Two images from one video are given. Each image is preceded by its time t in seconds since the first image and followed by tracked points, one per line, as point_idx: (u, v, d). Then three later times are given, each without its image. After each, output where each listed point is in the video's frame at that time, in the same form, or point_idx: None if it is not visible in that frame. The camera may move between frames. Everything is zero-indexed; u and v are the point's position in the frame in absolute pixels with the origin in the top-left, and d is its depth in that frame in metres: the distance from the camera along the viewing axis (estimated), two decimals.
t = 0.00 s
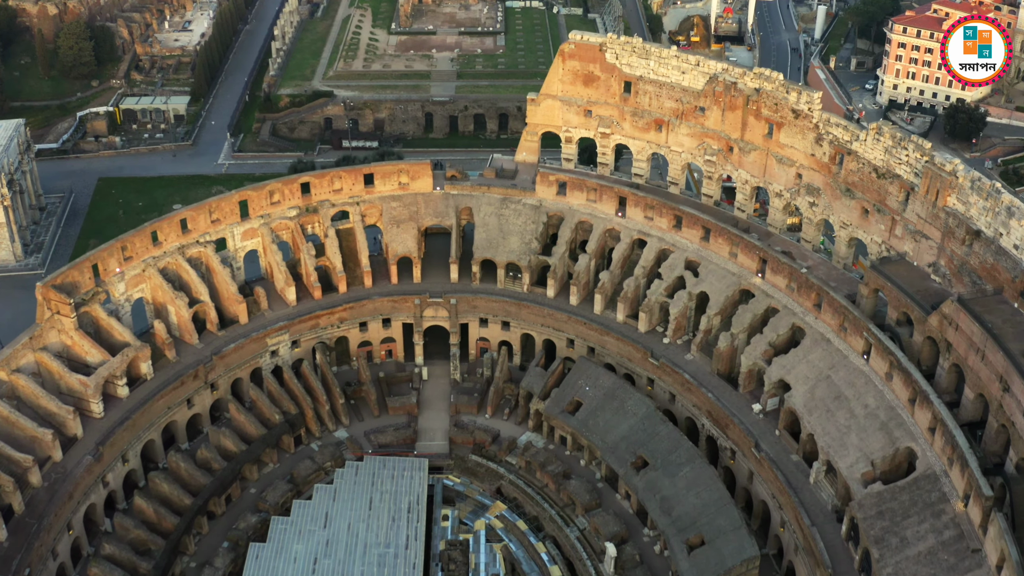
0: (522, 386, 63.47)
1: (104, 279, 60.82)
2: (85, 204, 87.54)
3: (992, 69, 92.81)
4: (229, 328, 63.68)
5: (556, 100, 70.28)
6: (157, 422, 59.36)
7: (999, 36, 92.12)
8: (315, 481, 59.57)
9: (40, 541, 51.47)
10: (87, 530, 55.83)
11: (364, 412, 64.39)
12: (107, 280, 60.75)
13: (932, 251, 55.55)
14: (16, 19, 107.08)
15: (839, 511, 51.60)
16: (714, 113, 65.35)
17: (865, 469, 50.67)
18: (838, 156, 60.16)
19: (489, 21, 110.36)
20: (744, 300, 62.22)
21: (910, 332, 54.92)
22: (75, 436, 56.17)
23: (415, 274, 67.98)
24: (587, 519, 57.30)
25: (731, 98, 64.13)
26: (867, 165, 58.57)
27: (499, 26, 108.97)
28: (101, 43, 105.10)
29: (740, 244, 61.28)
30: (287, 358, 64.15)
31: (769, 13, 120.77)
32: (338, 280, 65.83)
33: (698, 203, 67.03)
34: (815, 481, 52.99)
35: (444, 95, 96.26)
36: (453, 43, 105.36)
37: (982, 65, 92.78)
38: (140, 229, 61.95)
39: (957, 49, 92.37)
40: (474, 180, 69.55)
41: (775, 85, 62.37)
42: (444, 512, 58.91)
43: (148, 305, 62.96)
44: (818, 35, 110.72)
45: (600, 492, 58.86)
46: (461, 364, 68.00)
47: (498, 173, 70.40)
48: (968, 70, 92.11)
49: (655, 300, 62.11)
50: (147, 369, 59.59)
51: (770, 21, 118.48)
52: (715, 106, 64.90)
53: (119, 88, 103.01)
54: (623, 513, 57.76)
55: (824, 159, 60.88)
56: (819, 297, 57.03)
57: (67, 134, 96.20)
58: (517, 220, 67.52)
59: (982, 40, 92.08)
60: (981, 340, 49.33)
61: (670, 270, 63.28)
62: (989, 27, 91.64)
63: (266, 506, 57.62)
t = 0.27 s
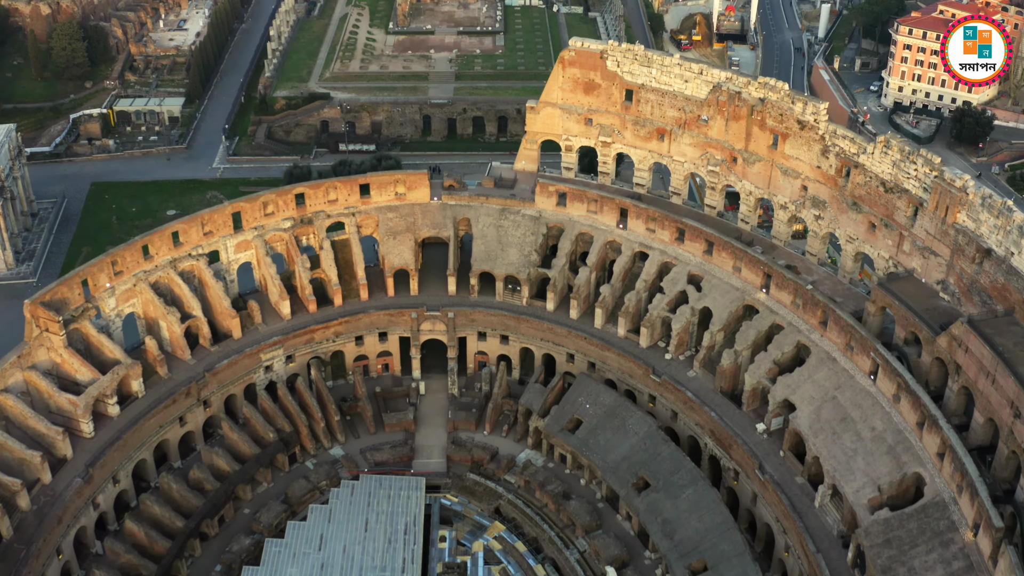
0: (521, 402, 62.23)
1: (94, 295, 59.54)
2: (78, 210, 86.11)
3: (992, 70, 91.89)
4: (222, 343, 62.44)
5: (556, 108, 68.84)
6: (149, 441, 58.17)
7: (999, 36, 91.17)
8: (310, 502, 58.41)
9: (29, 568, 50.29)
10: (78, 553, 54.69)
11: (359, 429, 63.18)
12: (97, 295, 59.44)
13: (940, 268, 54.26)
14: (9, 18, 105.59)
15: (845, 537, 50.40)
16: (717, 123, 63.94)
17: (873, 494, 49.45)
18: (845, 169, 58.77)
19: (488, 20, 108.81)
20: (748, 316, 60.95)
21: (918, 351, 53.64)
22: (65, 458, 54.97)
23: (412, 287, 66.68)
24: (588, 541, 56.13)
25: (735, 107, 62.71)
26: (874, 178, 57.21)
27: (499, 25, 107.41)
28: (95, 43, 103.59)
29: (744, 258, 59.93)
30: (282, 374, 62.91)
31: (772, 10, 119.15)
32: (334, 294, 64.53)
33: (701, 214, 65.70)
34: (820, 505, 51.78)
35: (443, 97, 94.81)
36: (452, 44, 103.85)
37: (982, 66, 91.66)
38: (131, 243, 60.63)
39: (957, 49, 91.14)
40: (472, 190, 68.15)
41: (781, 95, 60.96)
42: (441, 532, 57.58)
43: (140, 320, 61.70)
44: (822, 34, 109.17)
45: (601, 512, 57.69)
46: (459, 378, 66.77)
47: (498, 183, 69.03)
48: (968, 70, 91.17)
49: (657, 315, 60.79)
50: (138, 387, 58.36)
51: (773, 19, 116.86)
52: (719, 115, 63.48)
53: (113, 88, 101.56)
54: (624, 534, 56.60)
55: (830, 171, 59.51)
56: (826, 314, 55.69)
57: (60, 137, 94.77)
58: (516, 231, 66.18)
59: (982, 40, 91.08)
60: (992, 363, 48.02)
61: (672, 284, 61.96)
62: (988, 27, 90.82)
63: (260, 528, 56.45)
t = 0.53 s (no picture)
0: (519, 419, 61.01)
1: (83, 311, 58.29)
2: (70, 216, 84.61)
3: (993, 70, 89.97)
4: (214, 359, 61.21)
5: (556, 117, 67.45)
6: (140, 461, 56.98)
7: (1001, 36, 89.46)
8: (305, 522, 57.26)
9: None
10: None
11: (355, 446, 61.97)
12: (86, 312, 58.19)
13: (949, 286, 52.98)
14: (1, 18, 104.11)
15: (851, 563, 49.24)
16: (720, 133, 62.55)
17: (880, 521, 48.26)
18: (851, 182, 57.43)
19: (487, 19, 107.36)
20: (751, 332, 59.68)
21: (926, 372, 52.40)
22: (54, 480, 53.78)
23: (408, 300, 65.40)
24: (587, 564, 54.99)
25: (739, 118, 61.32)
26: (881, 193, 55.88)
27: (497, 25, 105.96)
28: (87, 44, 102.13)
29: (748, 273, 58.64)
30: (276, 390, 61.71)
31: (775, 8, 117.65)
32: (329, 307, 63.27)
33: (703, 225, 64.38)
34: (825, 530, 50.66)
35: (440, 99, 93.39)
36: (450, 44, 102.45)
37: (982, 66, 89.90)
38: (122, 258, 59.33)
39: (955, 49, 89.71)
40: (470, 200, 66.81)
41: (785, 106, 59.58)
42: (438, 554, 56.43)
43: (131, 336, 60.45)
44: (825, 33, 107.71)
45: (601, 533, 56.55)
46: (456, 393, 65.55)
47: (496, 193, 67.70)
48: (967, 70, 89.58)
49: (659, 331, 59.53)
50: (129, 406, 57.13)
51: (775, 18, 115.34)
52: (722, 126, 62.10)
53: (106, 90, 100.06)
54: (625, 557, 55.47)
55: (835, 185, 58.18)
56: (831, 333, 54.45)
57: (52, 140, 93.36)
58: (514, 243, 64.88)
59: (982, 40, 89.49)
60: (1003, 389, 46.78)
61: (674, 299, 60.69)
62: (989, 26, 89.17)
63: (253, 550, 55.29)
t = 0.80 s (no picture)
0: (518, 437, 59.80)
1: (73, 329, 57.06)
2: (63, 222, 83.14)
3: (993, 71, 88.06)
4: (207, 376, 60.00)
5: (555, 126, 66.08)
6: (131, 481, 55.82)
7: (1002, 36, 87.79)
8: (300, 544, 56.11)
9: None
10: None
11: (350, 464, 60.80)
12: (75, 329, 56.95)
13: (958, 306, 51.72)
14: None
15: None
16: (724, 144, 61.19)
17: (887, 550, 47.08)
18: (857, 197, 56.11)
19: (486, 18, 105.83)
20: (755, 349, 58.44)
21: (934, 395, 51.19)
22: (43, 503, 52.62)
23: (405, 313, 64.15)
24: None
25: (743, 129, 59.96)
26: (889, 209, 54.59)
27: (497, 24, 104.44)
28: (81, 44, 100.71)
29: (751, 289, 57.37)
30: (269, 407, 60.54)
31: (777, 6, 116.07)
32: (323, 322, 62.02)
33: (706, 237, 63.06)
34: (830, 556, 49.57)
35: (438, 102, 91.92)
36: (448, 44, 100.98)
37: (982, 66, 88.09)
38: (112, 273, 58.09)
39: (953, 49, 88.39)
40: (467, 211, 65.52)
41: (790, 118, 58.23)
42: None
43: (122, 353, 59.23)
44: (829, 32, 106.18)
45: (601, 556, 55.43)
46: (454, 408, 64.35)
47: (494, 204, 66.39)
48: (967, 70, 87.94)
49: (660, 348, 58.29)
50: (119, 425, 55.93)
51: (778, 15, 113.80)
52: (725, 137, 60.74)
53: (99, 91, 98.62)
54: None
55: (841, 199, 56.87)
56: (837, 352, 53.23)
57: (45, 144, 91.94)
58: (513, 256, 63.61)
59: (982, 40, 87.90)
60: (1014, 415, 45.56)
61: (676, 315, 59.43)
62: (989, 27, 87.83)
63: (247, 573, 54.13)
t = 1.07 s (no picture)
0: (517, 457, 58.64)
1: (62, 347, 55.88)
2: (54, 229, 81.77)
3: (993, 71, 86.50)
4: (199, 394, 58.84)
5: (555, 136, 64.74)
6: (121, 504, 54.70)
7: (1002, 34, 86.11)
8: (294, 567, 55.00)
9: None
10: None
11: (346, 483, 59.68)
12: (64, 348, 55.84)
13: (967, 327, 50.50)
14: None
15: None
16: (727, 157, 59.87)
17: None
18: (864, 213, 54.84)
19: (484, 18, 104.25)
20: (758, 367, 57.26)
21: (942, 418, 50.03)
22: (32, 528, 51.50)
23: (401, 328, 62.93)
24: None
25: (747, 142, 58.63)
26: (896, 226, 53.32)
27: (495, 24, 102.89)
28: (73, 45, 99.30)
29: (755, 306, 56.13)
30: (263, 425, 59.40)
31: (780, 4, 114.50)
32: (318, 338, 60.80)
33: (708, 250, 61.81)
34: None
35: (436, 105, 90.48)
36: (446, 45, 99.47)
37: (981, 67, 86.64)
38: (101, 290, 56.88)
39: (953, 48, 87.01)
40: (465, 223, 64.23)
41: (795, 130, 56.90)
42: None
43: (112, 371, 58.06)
44: (832, 31, 104.66)
45: None
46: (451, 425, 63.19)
47: (493, 216, 65.09)
48: (967, 70, 86.68)
49: (662, 366, 57.09)
50: (110, 446, 54.77)
51: (781, 14, 112.24)
52: (729, 149, 59.40)
53: (92, 93, 97.14)
54: None
55: (848, 215, 55.59)
56: (843, 374, 52.04)
57: (36, 147, 90.40)
58: (511, 270, 62.37)
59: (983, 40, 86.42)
60: None
61: (678, 331, 58.21)
62: (989, 26, 86.27)
63: None
